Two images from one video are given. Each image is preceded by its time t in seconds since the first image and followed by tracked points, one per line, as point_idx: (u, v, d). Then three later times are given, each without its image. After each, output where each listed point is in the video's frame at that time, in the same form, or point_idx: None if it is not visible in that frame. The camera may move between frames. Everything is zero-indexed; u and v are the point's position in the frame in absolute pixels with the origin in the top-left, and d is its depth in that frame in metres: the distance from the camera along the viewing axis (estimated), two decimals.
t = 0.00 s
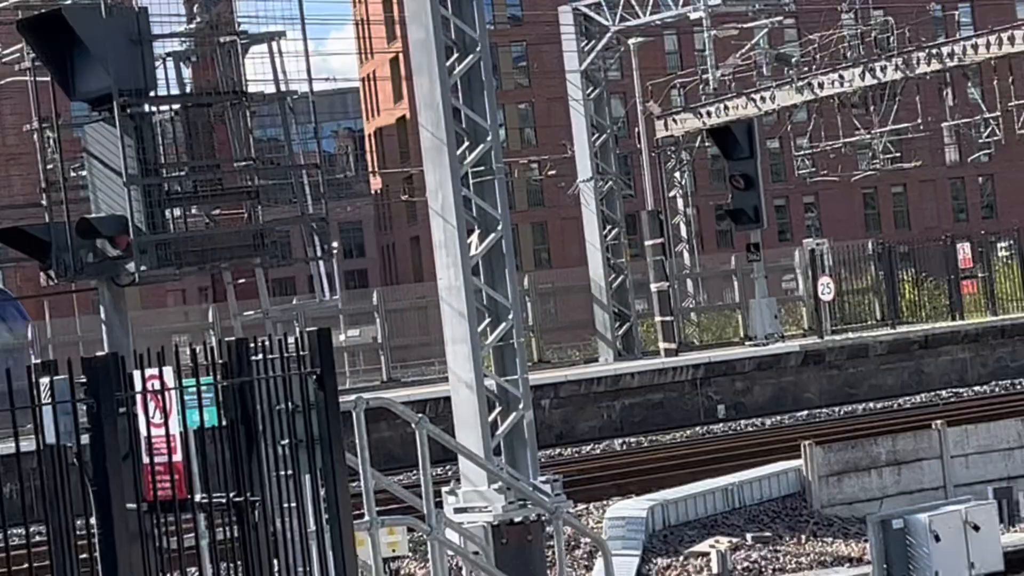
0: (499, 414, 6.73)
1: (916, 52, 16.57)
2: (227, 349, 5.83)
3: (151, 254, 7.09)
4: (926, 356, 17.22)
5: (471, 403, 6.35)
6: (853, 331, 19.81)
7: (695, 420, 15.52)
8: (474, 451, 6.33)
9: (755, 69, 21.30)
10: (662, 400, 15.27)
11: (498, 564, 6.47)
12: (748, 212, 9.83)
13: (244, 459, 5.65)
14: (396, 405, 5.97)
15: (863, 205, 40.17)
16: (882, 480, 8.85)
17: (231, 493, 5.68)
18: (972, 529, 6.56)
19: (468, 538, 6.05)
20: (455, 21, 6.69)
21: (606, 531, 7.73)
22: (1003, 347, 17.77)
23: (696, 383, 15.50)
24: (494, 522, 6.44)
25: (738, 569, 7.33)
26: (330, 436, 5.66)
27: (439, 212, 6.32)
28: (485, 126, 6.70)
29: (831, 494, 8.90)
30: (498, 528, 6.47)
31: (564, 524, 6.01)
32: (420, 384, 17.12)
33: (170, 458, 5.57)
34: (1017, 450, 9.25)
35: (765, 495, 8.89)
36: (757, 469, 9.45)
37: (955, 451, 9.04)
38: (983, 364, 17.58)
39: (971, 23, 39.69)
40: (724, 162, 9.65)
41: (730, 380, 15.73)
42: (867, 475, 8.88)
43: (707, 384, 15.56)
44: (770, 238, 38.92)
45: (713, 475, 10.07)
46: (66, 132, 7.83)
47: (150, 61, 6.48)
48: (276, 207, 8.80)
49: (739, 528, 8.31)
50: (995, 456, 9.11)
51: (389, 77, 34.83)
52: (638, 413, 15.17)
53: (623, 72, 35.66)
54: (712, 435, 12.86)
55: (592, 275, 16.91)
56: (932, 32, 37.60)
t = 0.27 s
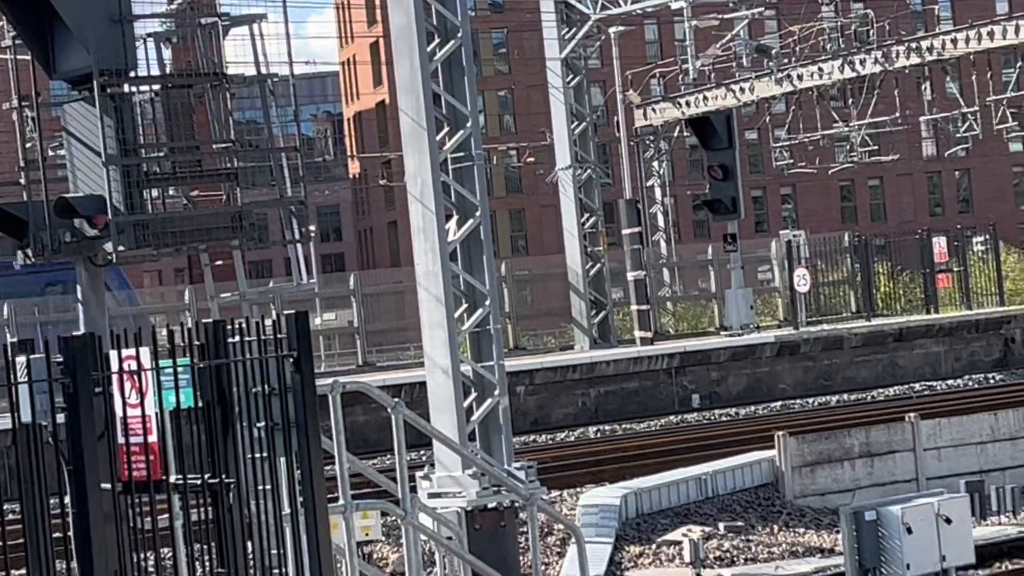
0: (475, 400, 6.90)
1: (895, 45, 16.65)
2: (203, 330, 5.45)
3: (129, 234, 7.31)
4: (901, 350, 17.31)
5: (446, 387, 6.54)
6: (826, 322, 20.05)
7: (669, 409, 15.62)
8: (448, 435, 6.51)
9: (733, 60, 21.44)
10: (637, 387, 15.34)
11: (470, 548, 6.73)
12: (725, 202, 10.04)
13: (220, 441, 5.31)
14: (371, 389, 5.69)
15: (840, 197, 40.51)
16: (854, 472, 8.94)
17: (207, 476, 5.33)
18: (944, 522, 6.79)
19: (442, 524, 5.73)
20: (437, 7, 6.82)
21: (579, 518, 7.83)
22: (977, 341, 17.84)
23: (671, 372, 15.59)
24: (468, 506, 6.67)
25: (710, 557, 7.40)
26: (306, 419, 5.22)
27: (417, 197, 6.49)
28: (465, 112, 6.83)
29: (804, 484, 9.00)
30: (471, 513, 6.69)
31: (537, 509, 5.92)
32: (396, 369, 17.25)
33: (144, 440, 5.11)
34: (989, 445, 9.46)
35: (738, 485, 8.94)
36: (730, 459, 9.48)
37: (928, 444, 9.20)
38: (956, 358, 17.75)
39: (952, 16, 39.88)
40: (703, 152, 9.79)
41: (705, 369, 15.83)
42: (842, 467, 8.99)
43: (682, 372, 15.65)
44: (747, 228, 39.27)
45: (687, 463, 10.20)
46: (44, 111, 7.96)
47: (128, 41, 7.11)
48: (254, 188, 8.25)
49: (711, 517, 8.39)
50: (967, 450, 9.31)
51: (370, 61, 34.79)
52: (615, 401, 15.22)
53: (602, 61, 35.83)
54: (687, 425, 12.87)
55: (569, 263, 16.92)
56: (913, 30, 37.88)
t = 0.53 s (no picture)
0: (459, 391, 6.91)
1: (884, 42, 16.68)
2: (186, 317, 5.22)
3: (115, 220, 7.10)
4: (886, 347, 17.34)
5: (430, 378, 6.55)
6: (811, 318, 20.09)
7: (653, 402, 15.63)
8: (431, 426, 6.52)
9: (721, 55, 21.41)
10: (621, 380, 15.34)
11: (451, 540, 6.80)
12: (712, 196, 10.02)
13: (202, 428, 5.08)
14: (353, 378, 5.58)
15: (826, 194, 40.66)
16: (838, 468, 8.94)
17: (188, 464, 5.13)
18: (926, 521, 6.81)
19: (423, 514, 5.64)
20: None
21: (562, 511, 7.91)
22: (961, 339, 17.89)
23: (655, 366, 15.60)
24: (450, 498, 6.72)
25: (691, 552, 7.42)
26: (289, 408, 5.00)
27: (404, 185, 6.50)
28: (454, 102, 6.84)
29: (787, 481, 9.00)
30: (453, 505, 6.76)
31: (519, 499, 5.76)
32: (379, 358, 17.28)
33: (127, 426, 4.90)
34: (972, 443, 9.46)
35: (721, 481, 8.94)
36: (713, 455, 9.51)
37: (911, 442, 9.23)
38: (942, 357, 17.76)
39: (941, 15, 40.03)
40: (690, 145, 9.80)
41: (689, 363, 15.86)
42: (825, 463, 8.99)
43: (666, 366, 15.66)
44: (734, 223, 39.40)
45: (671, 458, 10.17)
46: (30, 95, 7.90)
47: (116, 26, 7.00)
48: (239, 176, 8.31)
49: (694, 511, 8.40)
50: (949, 448, 9.34)
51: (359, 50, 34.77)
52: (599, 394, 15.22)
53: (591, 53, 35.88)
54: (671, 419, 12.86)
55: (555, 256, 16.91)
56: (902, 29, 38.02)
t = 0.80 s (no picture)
0: (450, 390, 6.93)
1: (880, 45, 16.64)
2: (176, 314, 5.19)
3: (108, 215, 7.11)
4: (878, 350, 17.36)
5: (422, 377, 6.56)
6: (804, 321, 20.09)
7: (645, 403, 15.64)
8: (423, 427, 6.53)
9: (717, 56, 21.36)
10: (614, 381, 15.36)
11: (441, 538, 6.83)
12: (708, 197, 10.03)
13: (191, 424, 5.08)
14: (345, 377, 5.58)
15: (822, 196, 40.63)
16: (828, 471, 8.98)
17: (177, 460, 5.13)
18: (915, 525, 6.83)
19: (414, 514, 5.66)
20: None
21: (552, 511, 7.91)
22: (954, 343, 17.90)
23: (648, 366, 15.61)
24: (440, 497, 6.74)
25: (681, 554, 7.44)
26: (279, 406, 5.02)
27: (398, 184, 6.50)
28: (449, 102, 6.86)
29: (777, 483, 9.01)
30: (443, 504, 6.78)
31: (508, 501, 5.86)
32: (372, 355, 17.27)
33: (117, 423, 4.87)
34: (963, 448, 9.48)
35: (711, 482, 8.97)
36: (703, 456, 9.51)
37: (901, 446, 9.27)
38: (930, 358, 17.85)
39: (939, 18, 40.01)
40: (686, 146, 9.79)
41: (682, 364, 15.86)
42: (816, 466, 9.02)
43: (659, 367, 15.67)
44: (729, 223, 39.44)
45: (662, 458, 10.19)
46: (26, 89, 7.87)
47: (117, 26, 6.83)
48: (234, 171, 8.39)
49: (684, 513, 8.41)
50: (940, 453, 9.37)
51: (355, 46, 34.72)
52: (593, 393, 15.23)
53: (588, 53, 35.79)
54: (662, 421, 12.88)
55: (549, 255, 16.91)
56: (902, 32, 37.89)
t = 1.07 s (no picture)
0: (448, 399, 6.92)
1: (881, 58, 16.63)
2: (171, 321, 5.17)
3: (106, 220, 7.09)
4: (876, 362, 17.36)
5: (420, 385, 6.56)
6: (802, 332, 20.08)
7: (643, 412, 15.64)
8: (419, 436, 6.53)
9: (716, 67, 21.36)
10: (611, 390, 15.37)
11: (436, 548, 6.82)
12: (706, 208, 10.01)
13: (186, 432, 5.04)
14: (341, 386, 5.57)
15: (820, 205, 40.62)
16: (825, 483, 9.02)
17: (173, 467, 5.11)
18: (910, 539, 6.84)
19: (410, 524, 5.67)
20: (424, 4, 6.85)
21: (548, 521, 7.92)
22: (952, 356, 17.89)
23: (646, 376, 15.62)
24: (436, 505, 6.74)
25: (676, 564, 7.46)
26: (274, 414, 5.02)
27: (397, 192, 6.51)
28: (448, 109, 6.86)
29: (774, 494, 9.01)
30: (439, 512, 6.78)
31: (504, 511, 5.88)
32: (370, 363, 17.26)
33: (112, 430, 4.85)
34: (959, 462, 9.51)
35: (708, 492, 8.95)
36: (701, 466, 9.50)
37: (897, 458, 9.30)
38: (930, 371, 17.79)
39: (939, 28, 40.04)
40: (685, 157, 9.81)
41: (679, 374, 15.85)
42: (812, 477, 9.05)
43: (657, 377, 15.67)
44: (728, 232, 39.45)
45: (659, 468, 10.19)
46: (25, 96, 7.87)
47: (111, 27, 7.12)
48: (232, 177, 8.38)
49: (679, 524, 8.42)
50: (935, 466, 9.41)
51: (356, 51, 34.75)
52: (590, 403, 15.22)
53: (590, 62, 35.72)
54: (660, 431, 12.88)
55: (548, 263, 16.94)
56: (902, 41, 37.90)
